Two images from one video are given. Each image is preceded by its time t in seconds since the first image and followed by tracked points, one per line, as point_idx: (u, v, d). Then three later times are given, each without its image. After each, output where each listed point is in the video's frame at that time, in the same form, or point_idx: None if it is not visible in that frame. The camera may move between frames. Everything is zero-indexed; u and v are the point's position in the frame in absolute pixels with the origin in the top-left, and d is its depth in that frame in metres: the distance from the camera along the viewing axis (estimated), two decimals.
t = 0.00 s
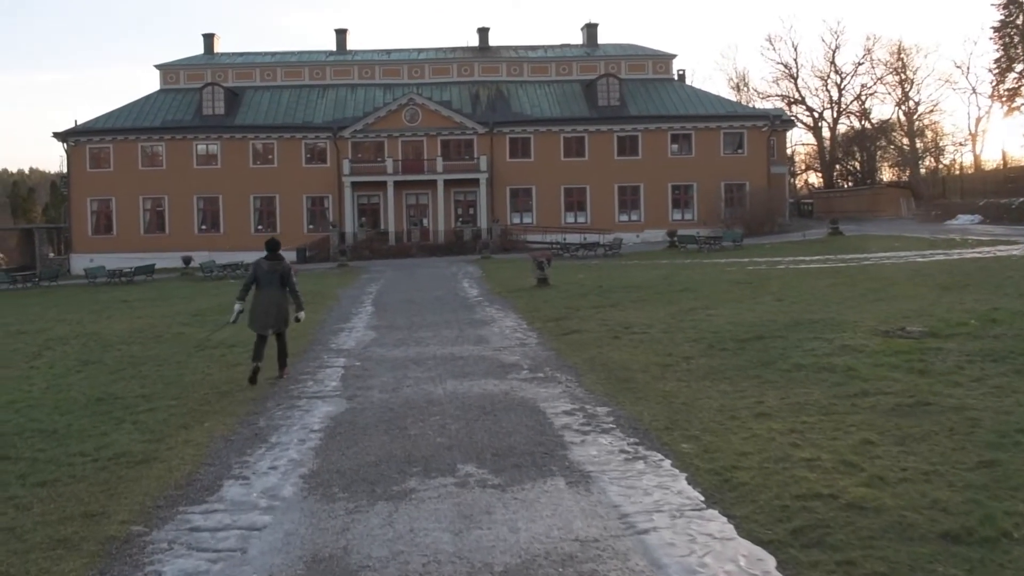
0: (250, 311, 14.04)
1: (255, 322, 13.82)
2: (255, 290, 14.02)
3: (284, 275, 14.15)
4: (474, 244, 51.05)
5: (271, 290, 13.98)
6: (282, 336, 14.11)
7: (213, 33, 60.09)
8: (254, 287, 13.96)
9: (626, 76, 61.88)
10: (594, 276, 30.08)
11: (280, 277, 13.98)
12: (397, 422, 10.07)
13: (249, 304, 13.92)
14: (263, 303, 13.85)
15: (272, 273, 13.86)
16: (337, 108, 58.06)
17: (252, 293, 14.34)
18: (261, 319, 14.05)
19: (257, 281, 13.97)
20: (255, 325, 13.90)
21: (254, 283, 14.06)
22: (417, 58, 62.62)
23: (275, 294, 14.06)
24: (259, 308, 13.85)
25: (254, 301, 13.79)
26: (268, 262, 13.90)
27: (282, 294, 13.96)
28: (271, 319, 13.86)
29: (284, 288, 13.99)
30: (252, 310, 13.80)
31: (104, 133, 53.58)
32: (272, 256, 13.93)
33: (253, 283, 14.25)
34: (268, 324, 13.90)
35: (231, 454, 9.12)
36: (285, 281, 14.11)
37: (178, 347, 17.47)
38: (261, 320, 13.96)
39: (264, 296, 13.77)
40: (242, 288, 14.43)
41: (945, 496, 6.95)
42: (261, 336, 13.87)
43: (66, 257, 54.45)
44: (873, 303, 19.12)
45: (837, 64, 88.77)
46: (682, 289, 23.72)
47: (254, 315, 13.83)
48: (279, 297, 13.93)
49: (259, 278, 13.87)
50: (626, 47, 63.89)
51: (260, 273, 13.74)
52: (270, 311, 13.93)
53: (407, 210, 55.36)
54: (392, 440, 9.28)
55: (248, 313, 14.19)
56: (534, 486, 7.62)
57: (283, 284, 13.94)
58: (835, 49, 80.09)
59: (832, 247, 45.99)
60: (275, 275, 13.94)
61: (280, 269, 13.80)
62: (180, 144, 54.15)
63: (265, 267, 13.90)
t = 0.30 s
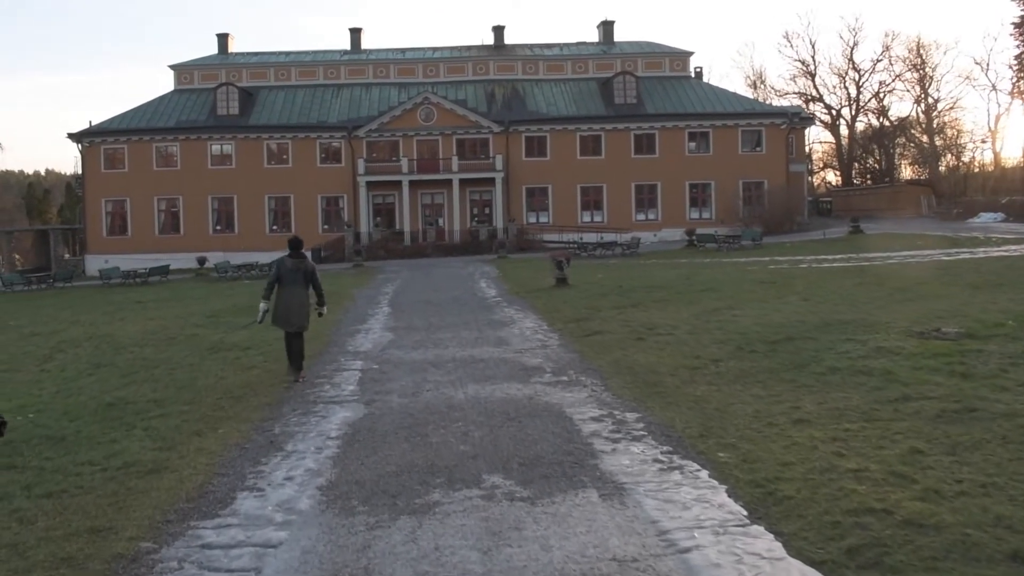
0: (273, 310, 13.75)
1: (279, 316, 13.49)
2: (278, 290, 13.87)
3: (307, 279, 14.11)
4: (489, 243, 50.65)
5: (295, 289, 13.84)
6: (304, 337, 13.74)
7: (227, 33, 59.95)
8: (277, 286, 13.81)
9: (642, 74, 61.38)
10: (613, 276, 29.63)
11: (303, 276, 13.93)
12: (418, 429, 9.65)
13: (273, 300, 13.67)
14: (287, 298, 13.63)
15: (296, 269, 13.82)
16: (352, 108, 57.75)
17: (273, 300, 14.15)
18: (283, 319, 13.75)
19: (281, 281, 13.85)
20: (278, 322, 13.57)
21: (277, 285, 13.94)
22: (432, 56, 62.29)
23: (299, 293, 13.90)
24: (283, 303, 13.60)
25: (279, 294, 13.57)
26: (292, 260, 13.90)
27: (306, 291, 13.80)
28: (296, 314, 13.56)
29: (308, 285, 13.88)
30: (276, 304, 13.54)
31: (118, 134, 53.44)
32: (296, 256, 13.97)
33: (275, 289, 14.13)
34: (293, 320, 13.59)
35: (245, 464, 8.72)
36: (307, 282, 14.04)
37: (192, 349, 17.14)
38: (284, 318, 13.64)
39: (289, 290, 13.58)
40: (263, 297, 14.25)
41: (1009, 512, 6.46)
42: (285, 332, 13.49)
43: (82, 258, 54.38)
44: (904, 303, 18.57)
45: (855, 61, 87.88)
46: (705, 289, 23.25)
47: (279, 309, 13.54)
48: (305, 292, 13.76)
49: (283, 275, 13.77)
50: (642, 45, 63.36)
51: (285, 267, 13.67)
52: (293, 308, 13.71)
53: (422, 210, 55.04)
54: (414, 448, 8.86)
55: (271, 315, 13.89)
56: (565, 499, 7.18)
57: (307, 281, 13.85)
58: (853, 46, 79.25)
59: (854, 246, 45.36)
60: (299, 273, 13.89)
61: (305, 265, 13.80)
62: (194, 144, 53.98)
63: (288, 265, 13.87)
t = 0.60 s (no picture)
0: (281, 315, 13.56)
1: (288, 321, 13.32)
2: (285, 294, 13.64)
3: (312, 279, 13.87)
4: (496, 244, 50.29)
5: (301, 291, 13.62)
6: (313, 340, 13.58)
7: (232, 33, 59.66)
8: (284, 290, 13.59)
9: (650, 74, 60.97)
10: (621, 277, 29.24)
11: (309, 277, 13.67)
12: (426, 436, 9.25)
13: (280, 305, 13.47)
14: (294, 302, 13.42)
15: (301, 272, 13.56)
16: (357, 108, 57.39)
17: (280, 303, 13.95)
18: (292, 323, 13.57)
19: (287, 284, 13.62)
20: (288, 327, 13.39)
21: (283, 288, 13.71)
22: (438, 56, 61.95)
23: (305, 296, 13.69)
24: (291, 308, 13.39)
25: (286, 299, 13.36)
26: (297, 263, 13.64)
27: (313, 293, 13.59)
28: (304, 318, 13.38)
29: (315, 287, 13.66)
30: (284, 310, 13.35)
31: (122, 134, 53.12)
32: (300, 257, 13.69)
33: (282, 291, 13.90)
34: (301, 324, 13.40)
35: (246, 474, 8.34)
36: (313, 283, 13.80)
37: (194, 352, 16.79)
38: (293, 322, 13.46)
39: (296, 294, 13.36)
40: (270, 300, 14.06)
41: None
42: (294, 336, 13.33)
43: (85, 259, 54.09)
44: (922, 306, 18.13)
45: (862, 62, 87.36)
46: (716, 291, 22.86)
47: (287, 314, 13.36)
48: (311, 295, 13.55)
49: (288, 278, 13.52)
50: (650, 45, 62.95)
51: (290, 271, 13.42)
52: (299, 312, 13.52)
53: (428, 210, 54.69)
54: (422, 457, 8.47)
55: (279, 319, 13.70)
56: (582, 513, 6.78)
57: (313, 283, 13.61)
58: (861, 46, 78.73)
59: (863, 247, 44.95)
60: (304, 275, 13.64)
61: (309, 267, 13.53)
62: (198, 145, 53.66)
63: (293, 268, 13.61)
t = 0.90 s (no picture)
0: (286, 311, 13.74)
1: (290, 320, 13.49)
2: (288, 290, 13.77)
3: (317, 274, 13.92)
4: (500, 245, 49.86)
5: (305, 288, 13.71)
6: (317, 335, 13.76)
7: (235, 32, 59.29)
8: (287, 286, 13.70)
9: (655, 73, 60.51)
10: (628, 278, 28.81)
11: (312, 274, 13.73)
12: (432, 446, 8.82)
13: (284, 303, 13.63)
14: (297, 300, 13.54)
15: (304, 269, 13.62)
16: (361, 107, 57.01)
17: (287, 297, 14.12)
18: (296, 318, 13.75)
19: (290, 280, 13.73)
20: (290, 324, 13.59)
21: (287, 284, 13.83)
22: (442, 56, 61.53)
23: (309, 292, 13.78)
24: (293, 306, 13.54)
25: (288, 298, 13.49)
26: (300, 260, 13.64)
27: (315, 290, 13.66)
28: (306, 316, 13.52)
29: (317, 283, 13.72)
30: (286, 308, 13.50)
31: (125, 133, 52.77)
32: (303, 254, 13.72)
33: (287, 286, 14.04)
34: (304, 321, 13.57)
35: (241, 486, 7.91)
36: (317, 278, 13.86)
37: (193, 354, 16.40)
38: (295, 319, 13.64)
39: (298, 293, 13.48)
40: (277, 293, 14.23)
41: None
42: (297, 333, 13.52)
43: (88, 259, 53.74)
44: (939, 308, 17.67)
45: (868, 61, 86.81)
46: (727, 293, 22.41)
47: (290, 313, 13.52)
48: (314, 292, 13.63)
49: (291, 276, 13.63)
50: (655, 44, 62.49)
51: (292, 269, 13.50)
52: (303, 309, 13.62)
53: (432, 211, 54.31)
54: (427, 468, 8.04)
55: (284, 315, 13.89)
56: (598, 532, 6.34)
57: (316, 280, 13.68)
58: (867, 46, 78.21)
59: (872, 248, 44.49)
60: (307, 271, 13.69)
61: (311, 265, 13.53)
62: (201, 145, 53.30)
63: (296, 266, 13.64)
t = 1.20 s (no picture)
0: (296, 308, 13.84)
1: (299, 319, 13.61)
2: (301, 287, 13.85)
3: (330, 273, 13.94)
4: (509, 245, 49.42)
5: (317, 287, 13.76)
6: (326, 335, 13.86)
7: (243, 31, 58.98)
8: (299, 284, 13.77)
9: (664, 72, 60.03)
10: (639, 280, 28.36)
11: (324, 274, 13.76)
12: (443, 457, 8.40)
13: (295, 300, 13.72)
14: (307, 300, 13.63)
15: (317, 269, 13.64)
16: (368, 106, 56.65)
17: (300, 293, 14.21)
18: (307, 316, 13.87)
19: (302, 279, 13.79)
20: (300, 322, 13.71)
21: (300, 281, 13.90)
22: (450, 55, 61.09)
23: (320, 291, 13.83)
24: (303, 305, 13.64)
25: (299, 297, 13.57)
26: (313, 260, 13.72)
27: (327, 291, 13.72)
28: (315, 316, 13.62)
29: (329, 284, 13.75)
30: (296, 307, 13.59)
31: (131, 132, 52.46)
32: (316, 254, 13.73)
33: (301, 283, 14.11)
34: (313, 321, 13.67)
35: (243, 500, 7.50)
36: (330, 278, 13.89)
37: (197, 357, 15.98)
38: (305, 318, 13.75)
39: (309, 293, 13.54)
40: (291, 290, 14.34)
41: None
42: (305, 333, 13.63)
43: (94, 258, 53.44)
44: (962, 312, 17.20)
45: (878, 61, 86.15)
46: (742, 295, 21.96)
47: (299, 311, 13.63)
48: (325, 293, 13.68)
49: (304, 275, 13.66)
50: (665, 43, 62.00)
51: (305, 270, 13.53)
52: (312, 309, 13.67)
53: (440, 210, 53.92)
54: (439, 482, 7.63)
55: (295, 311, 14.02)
56: (623, 555, 5.92)
57: (327, 281, 13.70)
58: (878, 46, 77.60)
59: (886, 249, 43.95)
60: (320, 272, 13.72)
61: (323, 266, 13.58)
62: (208, 143, 52.97)
63: (309, 265, 13.72)
